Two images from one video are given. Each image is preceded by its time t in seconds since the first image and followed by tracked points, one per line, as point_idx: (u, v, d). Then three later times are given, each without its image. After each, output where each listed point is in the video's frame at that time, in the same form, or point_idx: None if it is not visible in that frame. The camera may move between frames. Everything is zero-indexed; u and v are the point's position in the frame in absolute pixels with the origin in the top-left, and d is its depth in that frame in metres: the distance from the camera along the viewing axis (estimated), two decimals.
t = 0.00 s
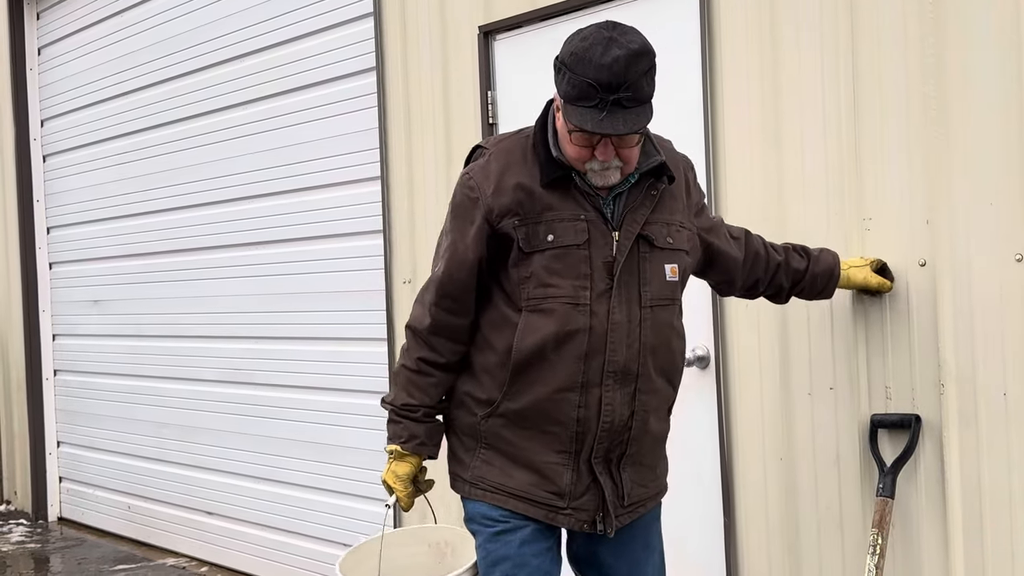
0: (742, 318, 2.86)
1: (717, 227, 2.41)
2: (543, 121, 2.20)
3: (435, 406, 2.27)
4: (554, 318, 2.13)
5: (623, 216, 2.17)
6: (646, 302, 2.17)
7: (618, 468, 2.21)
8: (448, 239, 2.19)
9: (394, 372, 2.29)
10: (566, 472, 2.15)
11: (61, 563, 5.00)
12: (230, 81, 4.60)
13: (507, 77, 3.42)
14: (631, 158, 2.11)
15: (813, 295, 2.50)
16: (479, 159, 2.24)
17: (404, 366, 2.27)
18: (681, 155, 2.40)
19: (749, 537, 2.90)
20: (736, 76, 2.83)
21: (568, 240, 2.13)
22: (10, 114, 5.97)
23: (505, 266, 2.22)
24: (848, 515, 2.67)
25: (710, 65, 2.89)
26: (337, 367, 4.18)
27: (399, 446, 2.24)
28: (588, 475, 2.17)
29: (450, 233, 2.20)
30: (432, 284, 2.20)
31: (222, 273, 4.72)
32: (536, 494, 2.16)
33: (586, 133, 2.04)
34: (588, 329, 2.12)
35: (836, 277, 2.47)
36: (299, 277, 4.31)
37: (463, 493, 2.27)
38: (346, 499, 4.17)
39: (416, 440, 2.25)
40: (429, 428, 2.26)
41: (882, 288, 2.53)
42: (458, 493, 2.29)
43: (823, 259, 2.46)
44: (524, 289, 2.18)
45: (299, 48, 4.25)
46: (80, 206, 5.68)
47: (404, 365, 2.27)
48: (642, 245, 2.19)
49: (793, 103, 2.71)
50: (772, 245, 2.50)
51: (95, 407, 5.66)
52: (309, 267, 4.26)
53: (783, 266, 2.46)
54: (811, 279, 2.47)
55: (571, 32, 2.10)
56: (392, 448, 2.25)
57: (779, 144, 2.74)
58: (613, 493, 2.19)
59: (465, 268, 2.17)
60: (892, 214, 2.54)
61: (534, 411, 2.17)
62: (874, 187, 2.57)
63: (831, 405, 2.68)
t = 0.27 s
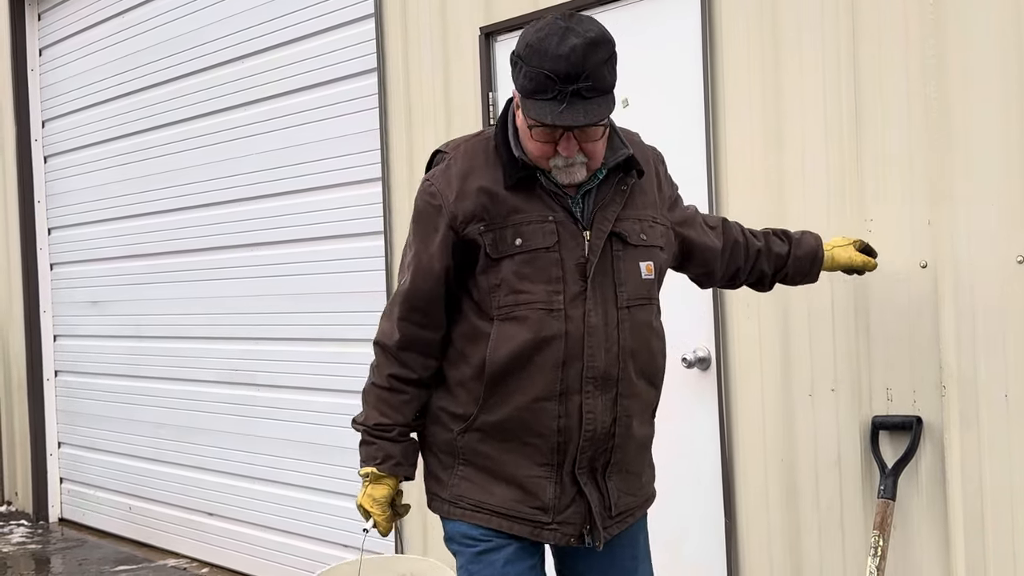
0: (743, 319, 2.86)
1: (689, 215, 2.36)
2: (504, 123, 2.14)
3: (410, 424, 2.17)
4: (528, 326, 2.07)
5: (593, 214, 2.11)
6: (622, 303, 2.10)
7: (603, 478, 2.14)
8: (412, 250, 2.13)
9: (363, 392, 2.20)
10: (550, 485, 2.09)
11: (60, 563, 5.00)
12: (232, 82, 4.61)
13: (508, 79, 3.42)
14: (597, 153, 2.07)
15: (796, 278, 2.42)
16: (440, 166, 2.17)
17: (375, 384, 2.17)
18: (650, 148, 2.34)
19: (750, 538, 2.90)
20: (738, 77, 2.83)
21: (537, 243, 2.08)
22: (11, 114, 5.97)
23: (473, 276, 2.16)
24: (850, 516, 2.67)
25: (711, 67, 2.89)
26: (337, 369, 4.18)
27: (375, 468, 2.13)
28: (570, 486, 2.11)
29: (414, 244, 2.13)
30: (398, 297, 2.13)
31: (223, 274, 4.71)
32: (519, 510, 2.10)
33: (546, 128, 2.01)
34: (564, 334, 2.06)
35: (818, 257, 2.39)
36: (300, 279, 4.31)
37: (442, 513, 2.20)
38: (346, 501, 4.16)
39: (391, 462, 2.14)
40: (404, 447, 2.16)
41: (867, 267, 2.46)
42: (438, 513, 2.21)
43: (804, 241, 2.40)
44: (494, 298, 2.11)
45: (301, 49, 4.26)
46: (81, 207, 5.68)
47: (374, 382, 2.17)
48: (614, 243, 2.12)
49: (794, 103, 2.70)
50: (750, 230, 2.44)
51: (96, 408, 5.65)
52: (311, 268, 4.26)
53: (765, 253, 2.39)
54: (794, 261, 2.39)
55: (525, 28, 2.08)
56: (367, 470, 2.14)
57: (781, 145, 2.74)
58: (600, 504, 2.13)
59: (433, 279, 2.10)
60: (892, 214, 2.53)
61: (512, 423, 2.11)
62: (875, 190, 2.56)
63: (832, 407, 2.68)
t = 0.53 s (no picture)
0: (744, 320, 2.86)
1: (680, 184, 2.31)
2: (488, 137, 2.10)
3: (407, 444, 2.14)
4: (525, 346, 2.05)
5: (584, 224, 2.09)
6: (618, 314, 2.08)
7: (603, 485, 2.13)
8: (403, 269, 2.09)
9: (354, 413, 2.15)
10: (552, 497, 2.08)
11: (63, 566, 5.00)
12: (234, 85, 4.62)
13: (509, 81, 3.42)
14: (583, 166, 2.00)
15: (804, 223, 2.33)
16: (422, 180, 2.13)
17: (368, 404, 2.13)
18: (640, 142, 2.31)
19: (750, 541, 2.89)
20: (740, 80, 2.82)
21: (530, 261, 2.05)
22: (13, 116, 5.97)
23: (465, 294, 2.12)
24: (851, 518, 2.66)
25: (713, 69, 2.88)
26: (339, 371, 4.18)
27: (370, 489, 2.10)
28: (572, 497, 2.09)
29: (403, 263, 2.09)
30: (389, 318, 2.10)
31: (225, 276, 4.72)
32: (523, 522, 2.09)
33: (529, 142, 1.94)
34: (563, 352, 2.03)
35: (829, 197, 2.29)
36: (302, 280, 4.32)
37: (441, 525, 2.19)
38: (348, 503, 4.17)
39: (388, 483, 2.10)
40: (401, 468, 2.12)
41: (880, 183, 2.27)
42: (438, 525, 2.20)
43: (807, 181, 2.31)
44: (488, 317, 2.08)
45: (304, 51, 4.27)
46: (84, 208, 5.69)
47: (367, 403, 2.13)
48: (607, 253, 2.10)
49: (795, 105, 2.70)
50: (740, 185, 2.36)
51: (97, 409, 5.66)
52: (313, 270, 4.26)
53: (763, 208, 2.32)
54: (799, 206, 2.30)
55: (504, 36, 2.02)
56: (361, 492, 2.10)
57: (782, 148, 2.74)
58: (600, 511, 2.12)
59: (426, 299, 2.07)
60: (892, 218, 2.54)
61: (512, 442, 2.09)
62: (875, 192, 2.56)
63: (832, 409, 2.68)
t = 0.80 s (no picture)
0: (745, 322, 2.86)
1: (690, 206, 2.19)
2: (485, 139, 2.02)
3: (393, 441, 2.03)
4: (513, 356, 1.98)
5: (580, 233, 2.01)
6: (611, 326, 2.01)
7: (592, 496, 2.07)
8: (393, 268, 2.00)
9: (338, 406, 2.04)
10: (538, 509, 2.03)
11: (63, 567, 5.00)
12: (235, 86, 4.62)
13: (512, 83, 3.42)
14: (582, 173, 1.93)
15: (803, 276, 2.15)
16: (418, 176, 2.05)
17: (355, 398, 2.01)
18: (643, 143, 2.20)
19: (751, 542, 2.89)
20: (742, 81, 2.82)
21: (521, 269, 1.98)
22: (15, 117, 5.97)
23: (455, 299, 2.04)
24: (851, 521, 2.66)
25: (715, 71, 2.88)
26: (340, 372, 4.18)
27: (355, 484, 1.96)
28: (558, 509, 2.04)
29: (394, 261, 2.00)
30: (378, 317, 2.00)
31: (227, 277, 4.72)
32: (506, 532, 2.03)
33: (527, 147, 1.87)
34: (552, 364, 1.97)
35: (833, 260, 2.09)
36: (303, 282, 4.31)
37: (427, 526, 2.13)
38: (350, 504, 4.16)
39: (374, 477, 1.98)
40: (386, 464, 2.02)
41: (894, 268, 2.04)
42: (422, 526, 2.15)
43: (816, 236, 2.10)
44: (478, 324, 2.01)
45: (305, 53, 4.27)
46: (85, 210, 5.69)
47: (349, 394, 2.02)
48: (602, 264, 2.02)
49: (797, 106, 2.70)
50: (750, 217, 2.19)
51: (99, 411, 5.66)
52: (314, 271, 4.26)
53: (763, 249, 2.15)
54: (800, 257, 2.12)
55: (505, 38, 1.97)
56: (345, 486, 1.96)
57: (784, 150, 2.73)
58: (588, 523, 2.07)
59: (416, 302, 1.99)
60: (893, 220, 2.53)
61: (499, 454, 2.03)
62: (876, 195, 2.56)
63: (834, 411, 2.67)
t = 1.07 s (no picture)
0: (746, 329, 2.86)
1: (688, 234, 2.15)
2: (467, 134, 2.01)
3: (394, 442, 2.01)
4: (493, 359, 1.95)
5: (563, 236, 1.97)
6: (594, 331, 1.97)
7: (581, 508, 2.01)
8: (377, 271, 1.99)
9: (337, 413, 2.02)
10: (522, 520, 1.98)
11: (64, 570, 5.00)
12: (236, 89, 4.62)
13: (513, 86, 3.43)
14: (562, 163, 1.90)
15: (764, 342, 2.12)
16: (404, 179, 2.03)
17: (352, 401, 2.00)
18: (634, 146, 2.15)
19: (752, 546, 2.89)
20: (743, 83, 2.82)
21: (500, 272, 1.95)
22: (16, 120, 5.98)
23: (438, 302, 2.02)
24: (854, 525, 2.66)
25: (716, 73, 2.88)
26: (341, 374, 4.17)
27: (359, 486, 1.93)
28: (543, 519, 1.99)
29: (378, 265, 1.99)
30: (365, 320, 1.99)
31: (228, 280, 4.72)
32: (492, 544, 1.99)
33: (507, 126, 1.87)
34: (531, 369, 1.94)
35: (798, 338, 2.05)
36: (304, 285, 4.31)
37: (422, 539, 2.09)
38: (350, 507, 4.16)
39: (376, 479, 1.95)
40: (389, 464, 1.98)
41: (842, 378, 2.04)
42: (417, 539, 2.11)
43: (789, 310, 2.07)
44: (459, 327, 1.98)
45: (306, 56, 4.27)
46: (86, 212, 5.69)
47: (348, 399, 2.00)
48: (586, 267, 1.98)
49: (797, 108, 2.70)
50: (738, 268, 2.14)
51: (99, 413, 5.66)
52: (315, 274, 4.26)
53: (735, 299, 2.11)
54: (767, 324, 2.08)
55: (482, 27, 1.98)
56: (349, 488, 1.93)
57: (785, 153, 2.73)
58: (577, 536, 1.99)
59: (399, 305, 1.97)
60: (893, 224, 2.53)
61: (480, 460, 1.99)
62: (875, 199, 2.56)
63: (835, 415, 2.67)
